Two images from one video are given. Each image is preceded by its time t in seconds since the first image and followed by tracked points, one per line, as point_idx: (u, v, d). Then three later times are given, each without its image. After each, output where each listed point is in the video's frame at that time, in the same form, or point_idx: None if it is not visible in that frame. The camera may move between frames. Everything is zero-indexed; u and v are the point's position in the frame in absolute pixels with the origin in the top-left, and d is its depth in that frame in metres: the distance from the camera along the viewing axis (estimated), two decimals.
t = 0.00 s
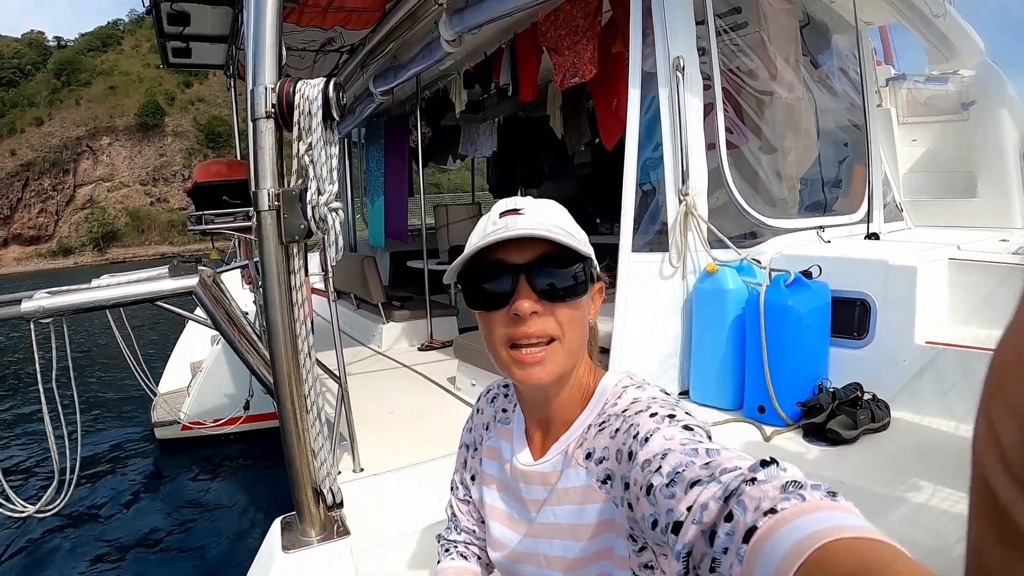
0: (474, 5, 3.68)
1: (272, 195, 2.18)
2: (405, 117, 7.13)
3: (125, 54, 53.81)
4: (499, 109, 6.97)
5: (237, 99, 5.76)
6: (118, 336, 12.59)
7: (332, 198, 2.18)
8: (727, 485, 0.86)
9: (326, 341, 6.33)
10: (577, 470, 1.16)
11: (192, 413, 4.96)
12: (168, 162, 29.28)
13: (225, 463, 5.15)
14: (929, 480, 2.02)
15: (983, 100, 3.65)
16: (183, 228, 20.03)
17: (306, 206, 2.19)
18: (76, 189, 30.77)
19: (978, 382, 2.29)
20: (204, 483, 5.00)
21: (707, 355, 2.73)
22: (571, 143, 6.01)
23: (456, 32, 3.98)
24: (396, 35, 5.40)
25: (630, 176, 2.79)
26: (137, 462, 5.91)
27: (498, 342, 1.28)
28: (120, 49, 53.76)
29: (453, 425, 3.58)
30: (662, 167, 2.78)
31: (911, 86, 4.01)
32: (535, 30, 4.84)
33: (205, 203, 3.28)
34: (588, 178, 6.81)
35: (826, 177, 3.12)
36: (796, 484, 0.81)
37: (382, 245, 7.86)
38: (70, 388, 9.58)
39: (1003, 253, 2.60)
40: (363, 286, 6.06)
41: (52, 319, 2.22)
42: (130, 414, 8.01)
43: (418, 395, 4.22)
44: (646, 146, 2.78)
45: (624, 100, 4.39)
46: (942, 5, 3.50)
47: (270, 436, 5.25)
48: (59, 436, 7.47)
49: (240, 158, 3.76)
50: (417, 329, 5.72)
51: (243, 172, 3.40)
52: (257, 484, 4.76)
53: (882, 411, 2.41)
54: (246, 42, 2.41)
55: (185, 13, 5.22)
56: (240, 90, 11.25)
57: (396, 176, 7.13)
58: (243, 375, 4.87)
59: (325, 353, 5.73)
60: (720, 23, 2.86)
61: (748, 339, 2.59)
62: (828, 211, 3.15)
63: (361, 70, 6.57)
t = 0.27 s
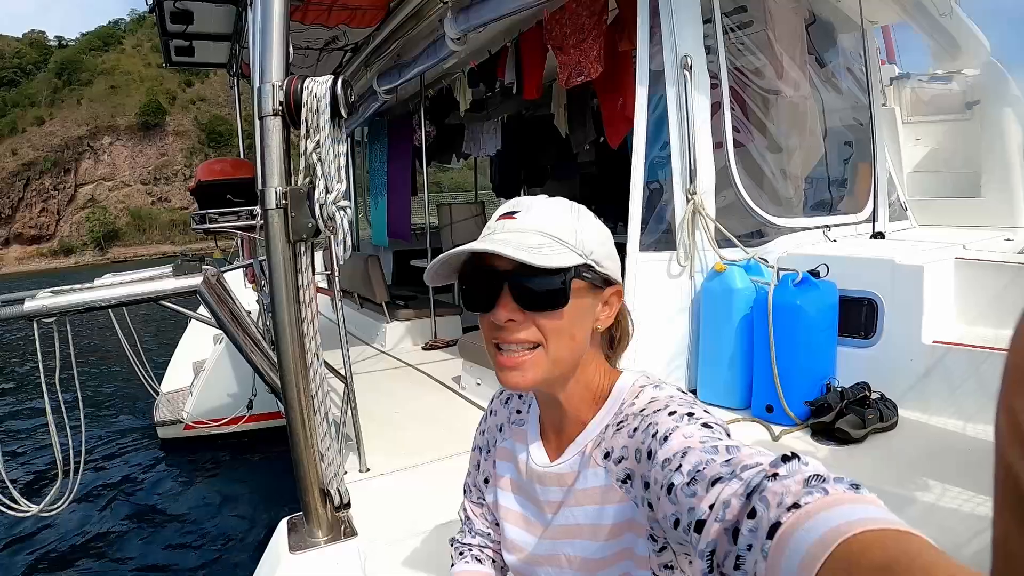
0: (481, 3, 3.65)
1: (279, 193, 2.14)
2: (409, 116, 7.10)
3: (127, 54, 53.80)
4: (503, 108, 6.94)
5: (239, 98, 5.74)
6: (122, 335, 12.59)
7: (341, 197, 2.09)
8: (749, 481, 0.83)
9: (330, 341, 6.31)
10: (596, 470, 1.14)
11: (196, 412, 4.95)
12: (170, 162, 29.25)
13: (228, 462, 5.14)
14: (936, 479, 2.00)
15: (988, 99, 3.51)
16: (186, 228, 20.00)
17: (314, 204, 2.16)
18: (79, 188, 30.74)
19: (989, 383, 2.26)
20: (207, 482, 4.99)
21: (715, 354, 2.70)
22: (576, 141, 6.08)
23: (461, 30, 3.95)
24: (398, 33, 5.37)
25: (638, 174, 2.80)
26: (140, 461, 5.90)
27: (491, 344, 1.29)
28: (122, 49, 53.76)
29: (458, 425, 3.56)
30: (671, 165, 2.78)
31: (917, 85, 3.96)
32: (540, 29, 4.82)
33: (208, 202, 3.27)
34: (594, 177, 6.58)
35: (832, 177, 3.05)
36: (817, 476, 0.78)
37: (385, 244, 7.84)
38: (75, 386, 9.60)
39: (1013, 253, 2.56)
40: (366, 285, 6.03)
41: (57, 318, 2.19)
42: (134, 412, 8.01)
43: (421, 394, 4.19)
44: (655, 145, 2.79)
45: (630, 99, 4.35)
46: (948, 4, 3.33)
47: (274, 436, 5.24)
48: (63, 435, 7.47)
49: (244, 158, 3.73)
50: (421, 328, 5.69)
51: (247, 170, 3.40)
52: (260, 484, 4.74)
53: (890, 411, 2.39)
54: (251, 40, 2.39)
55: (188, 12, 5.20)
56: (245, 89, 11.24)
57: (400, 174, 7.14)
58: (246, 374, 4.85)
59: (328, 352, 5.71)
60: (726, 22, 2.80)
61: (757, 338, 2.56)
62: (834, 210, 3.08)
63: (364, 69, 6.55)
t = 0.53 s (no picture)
0: (482, 2, 3.63)
1: (279, 194, 2.13)
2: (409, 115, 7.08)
3: (127, 53, 53.74)
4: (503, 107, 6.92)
5: (239, 97, 5.72)
6: (122, 334, 12.57)
7: (342, 198, 2.08)
8: (752, 487, 0.81)
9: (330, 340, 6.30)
10: (599, 475, 1.13)
11: (196, 411, 4.94)
12: (170, 160, 29.22)
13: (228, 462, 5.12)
14: (937, 481, 1.99)
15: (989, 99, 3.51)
16: (187, 227, 19.97)
17: (314, 205, 2.13)
18: (79, 187, 30.69)
19: (991, 385, 2.24)
20: (206, 481, 4.98)
21: (716, 354, 2.68)
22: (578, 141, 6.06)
23: (462, 29, 3.92)
24: (399, 32, 5.34)
25: (640, 176, 2.79)
26: (140, 461, 5.89)
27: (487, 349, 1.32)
28: (122, 47, 53.71)
29: (459, 425, 3.54)
30: (672, 165, 2.76)
31: (917, 86, 3.96)
32: (541, 28, 4.80)
33: (208, 201, 3.25)
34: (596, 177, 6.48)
35: (834, 176, 3.03)
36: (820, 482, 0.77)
37: (386, 242, 7.83)
38: (76, 385, 9.58)
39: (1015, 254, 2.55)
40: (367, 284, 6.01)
41: (57, 319, 2.18)
42: (135, 412, 7.99)
43: (422, 394, 4.17)
44: (655, 147, 2.77)
45: (631, 98, 4.34)
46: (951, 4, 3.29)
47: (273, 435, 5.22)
48: (63, 434, 7.45)
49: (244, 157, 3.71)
50: (422, 327, 5.67)
51: (247, 169, 3.38)
52: (260, 483, 4.73)
53: (891, 412, 2.37)
54: (251, 39, 2.36)
55: (188, 11, 5.17)
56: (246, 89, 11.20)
57: (400, 172, 7.12)
58: (246, 374, 4.84)
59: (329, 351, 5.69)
60: (728, 21, 2.78)
61: (758, 339, 2.55)
62: (834, 211, 3.05)
63: (365, 67, 6.52)
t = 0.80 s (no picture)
0: None
1: (279, 192, 2.14)
2: (410, 114, 7.08)
3: (126, 51, 53.71)
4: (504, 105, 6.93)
5: (239, 95, 5.72)
6: (122, 332, 12.56)
7: (340, 195, 2.09)
8: (745, 484, 0.82)
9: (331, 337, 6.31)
10: (595, 471, 1.13)
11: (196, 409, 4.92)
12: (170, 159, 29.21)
13: (228, 459, 5.14)
14: (936, 480, 1.99)
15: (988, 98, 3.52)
16: (186, 225, 19.97)
17: (313, 202, 2.13)
18: (78, 185, 30.65)
19: (988, 383, 2.25)
20: (207, 479, 4.99)
21: (715, 352, 2.68)
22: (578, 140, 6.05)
23: (462, 27, 3.92)
24: (400, 30, 5.34)
25: (639, 174, 2.80)
26: (140, 459, 5.90)
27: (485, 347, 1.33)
28: (122, 46, 53.69)
29: (458, 422, 3.55)
30: (671, 164, 2.77)
31: (917, 84, 3.91)
32: (542, 26, 4.80)
33: (208, 199, 3.25)
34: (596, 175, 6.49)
35: (833, 175, 3.03)
36: (813, 478, 0.78)
37: (386, 240, 7.84)
38: (75, 383, 9.58)
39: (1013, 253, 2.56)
40: (367, 282, 6.02)
41: (57, 317, 2.18)
42: (135, 409, 8.00)
43: (422, 391, 4.17)
44: (655, 143, 2.78)
45: (631, 96, 4.34)
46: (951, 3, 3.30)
47: (273, 433, 5.24)
48: (63, 432, 7.47)
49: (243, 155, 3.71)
50: (422, 325, 5.68)
51: (248, 167, 3.37)
52: (260, 481, 4.74)
53: (889, 411, 2.38)
54: (250, 38, 2.37)
55: (188, 9, 5.17)
56: (245, 87, 11.18)
57: (401, 170, 7.14)
58: (247, 371, 4.85)
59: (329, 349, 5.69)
60: (727, 20, 2.77)
61: (757, 338, 2.55)
62: (834, 209, 3.06)
63: (365, 65, 6.52)
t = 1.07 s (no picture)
0: None
1: (286, 183, 2.14)
2: (417, 108, 7.09)
3: (133, 47, 53.76)
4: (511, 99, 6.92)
5: (247, 89, 5.73)
6: (131, 325, 12.62)
7: (348, 187, 2.09)
8: (749, 474, 0.82)
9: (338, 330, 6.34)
10: (598, 460, 1.13)
11: (205, 401, 4.98)
12: (177, 153, 29.29)
13: (236, 451, 5.18)
14: (943, 475, 1.99)
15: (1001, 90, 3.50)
16: (194, 218, 20.03)
17: (320, 194, 2.14)
18: (87, 180, 30.81)
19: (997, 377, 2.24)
20: (215, 471, 5.02)
21: (722, 345, 2.68)
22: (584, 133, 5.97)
23: (469, 19, 3.91)
24: (406, 23, 5.34)
25: (646, 166, 2.78)
26: (150, 450, 5.96)
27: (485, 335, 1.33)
28: (129, 41, 53.76)
29: (466, 413, 3.56)
30: (678, 156, 2.76)
31: (927, 77, 3.84)
32: (549, 19, 4.77)
33: (216, 192, 3.22)
34: (603, 168, 6.58)
35: (842, 167, 3.02)
36: (819, 469, 0.78)
37: (393, 234, 7.85)
38: (85, 376, 9.64)
39: None
40: (374, 275, 6.03)
41: (66, 310, 2.19)
42: (144, 401, 8.05)
43: (430, 384, 4.18)
44: (663, 135, 2.77)
45: (639, 88, 4.32)
46: None
47: (281, 425, 5.27)
48: (74, 423, 7.54)
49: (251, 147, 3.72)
50: (430, 317, 5.69)
51: (255, 161, 3.31)
52: (268, 472, 4.78)
53: (897, 404, 2.37)
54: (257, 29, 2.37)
55: (196, 2, 5.17)
56: (252, 80, 11.17)
57: (408, 163, 7.14)
58: (255, 364, 4.88)
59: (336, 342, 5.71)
60: (736, 12, 2.76)
61: (764, 331, 2.54)
62: (843, 202, 3.04)
63: (372, 59, 6.52)
